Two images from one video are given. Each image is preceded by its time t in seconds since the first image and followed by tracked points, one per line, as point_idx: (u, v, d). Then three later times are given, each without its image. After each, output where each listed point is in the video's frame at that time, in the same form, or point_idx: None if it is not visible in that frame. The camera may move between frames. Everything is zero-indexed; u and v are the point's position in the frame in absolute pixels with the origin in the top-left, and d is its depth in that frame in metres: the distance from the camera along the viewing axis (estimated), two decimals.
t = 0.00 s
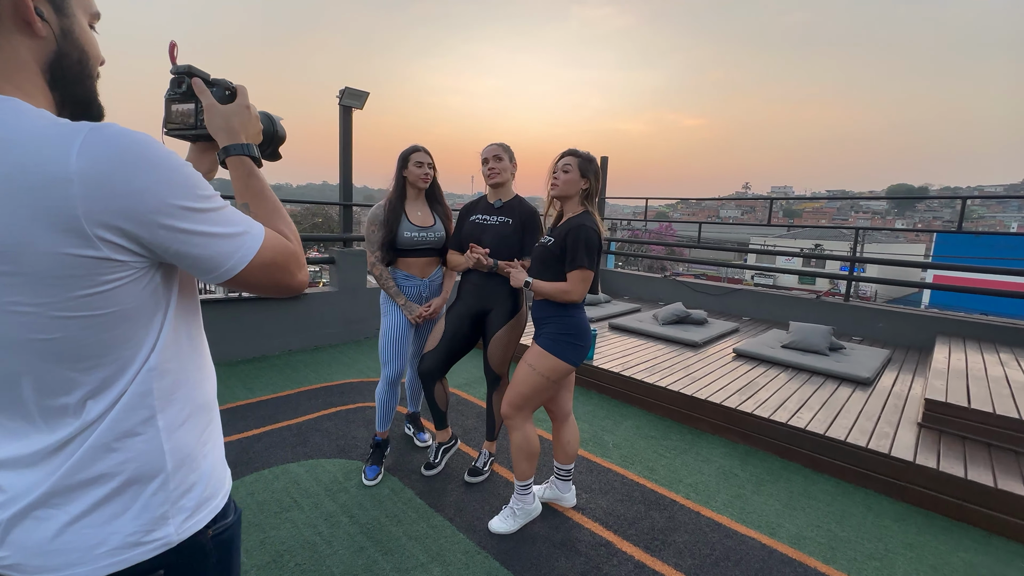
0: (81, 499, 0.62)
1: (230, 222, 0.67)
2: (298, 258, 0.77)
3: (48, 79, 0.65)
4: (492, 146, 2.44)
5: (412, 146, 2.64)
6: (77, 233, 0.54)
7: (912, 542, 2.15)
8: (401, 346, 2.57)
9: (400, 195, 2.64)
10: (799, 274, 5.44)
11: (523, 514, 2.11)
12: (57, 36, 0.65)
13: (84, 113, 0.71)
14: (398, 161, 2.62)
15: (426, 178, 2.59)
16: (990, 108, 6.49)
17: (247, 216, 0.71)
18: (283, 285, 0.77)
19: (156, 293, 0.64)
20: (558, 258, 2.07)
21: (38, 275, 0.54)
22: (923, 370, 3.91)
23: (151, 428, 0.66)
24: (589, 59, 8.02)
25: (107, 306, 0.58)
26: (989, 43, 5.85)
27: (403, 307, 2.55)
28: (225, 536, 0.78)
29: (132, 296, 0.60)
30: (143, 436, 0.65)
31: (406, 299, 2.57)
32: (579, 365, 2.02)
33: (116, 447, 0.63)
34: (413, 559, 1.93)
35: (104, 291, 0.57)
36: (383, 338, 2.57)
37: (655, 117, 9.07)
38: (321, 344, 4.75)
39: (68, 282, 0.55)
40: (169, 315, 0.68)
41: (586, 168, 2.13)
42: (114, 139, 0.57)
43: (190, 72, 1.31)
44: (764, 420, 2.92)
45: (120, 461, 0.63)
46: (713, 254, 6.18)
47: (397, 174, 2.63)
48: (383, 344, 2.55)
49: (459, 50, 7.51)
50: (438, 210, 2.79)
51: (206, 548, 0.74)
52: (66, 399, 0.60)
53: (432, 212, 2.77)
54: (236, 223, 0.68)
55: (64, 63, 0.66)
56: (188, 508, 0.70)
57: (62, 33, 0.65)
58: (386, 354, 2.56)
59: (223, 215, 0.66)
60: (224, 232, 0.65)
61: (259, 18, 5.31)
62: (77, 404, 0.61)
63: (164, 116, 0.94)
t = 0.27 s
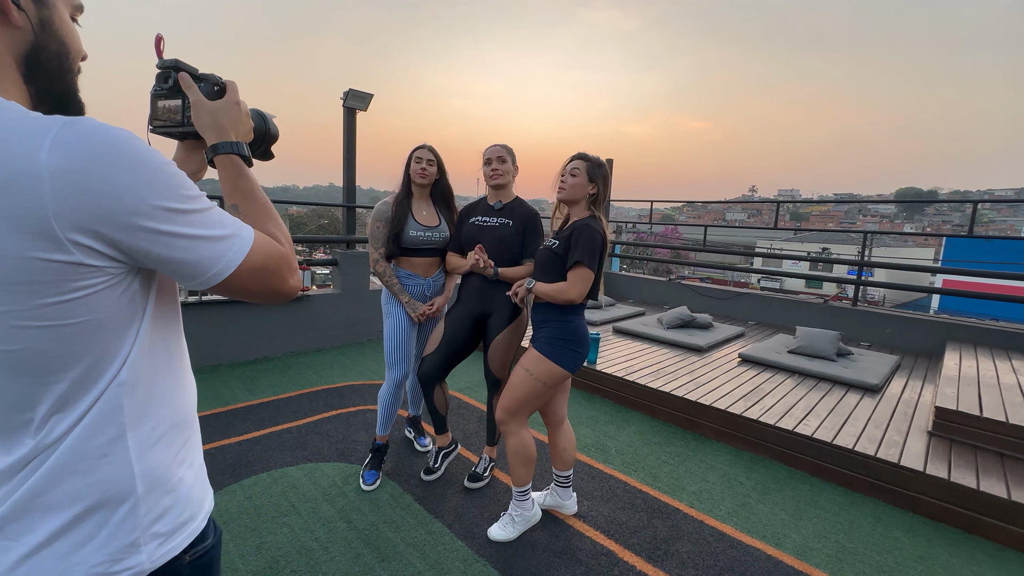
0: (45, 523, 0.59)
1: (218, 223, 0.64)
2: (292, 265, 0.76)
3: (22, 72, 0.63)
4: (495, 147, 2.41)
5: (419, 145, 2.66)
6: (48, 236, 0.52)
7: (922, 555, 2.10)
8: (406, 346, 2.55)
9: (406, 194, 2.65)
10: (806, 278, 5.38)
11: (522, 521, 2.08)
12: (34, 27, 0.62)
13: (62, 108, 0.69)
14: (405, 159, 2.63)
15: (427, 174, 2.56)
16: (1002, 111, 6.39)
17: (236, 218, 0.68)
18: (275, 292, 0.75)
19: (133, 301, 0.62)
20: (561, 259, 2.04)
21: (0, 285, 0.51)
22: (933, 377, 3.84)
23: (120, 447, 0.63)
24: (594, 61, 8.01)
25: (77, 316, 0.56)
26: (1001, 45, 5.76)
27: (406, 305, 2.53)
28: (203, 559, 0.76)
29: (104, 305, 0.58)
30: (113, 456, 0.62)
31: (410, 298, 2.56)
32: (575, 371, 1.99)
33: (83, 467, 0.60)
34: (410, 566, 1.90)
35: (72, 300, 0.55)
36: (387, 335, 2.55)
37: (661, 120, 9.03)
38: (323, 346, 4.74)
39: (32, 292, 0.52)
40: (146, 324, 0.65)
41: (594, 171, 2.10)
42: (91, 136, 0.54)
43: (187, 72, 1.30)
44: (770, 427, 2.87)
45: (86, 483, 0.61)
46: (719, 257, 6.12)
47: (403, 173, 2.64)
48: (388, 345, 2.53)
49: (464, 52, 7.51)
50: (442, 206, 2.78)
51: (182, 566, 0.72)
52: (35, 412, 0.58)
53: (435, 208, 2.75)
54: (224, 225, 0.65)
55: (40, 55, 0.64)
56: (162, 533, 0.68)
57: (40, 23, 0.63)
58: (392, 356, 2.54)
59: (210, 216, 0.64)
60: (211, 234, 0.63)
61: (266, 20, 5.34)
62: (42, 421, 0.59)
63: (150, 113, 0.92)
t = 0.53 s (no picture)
0: (7, 542, 0.56)
1: (203, 225, 0.63)
2: (283, 268, 0.74)
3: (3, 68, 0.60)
4: (497, 147, 2.39)
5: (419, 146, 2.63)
6: (15, 237, 0.50)
7: (933, 566, 2.05)
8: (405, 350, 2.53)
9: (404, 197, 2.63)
10: (815, 282, 5.31)
11: (523, 526, 2.05)
12: (19, 22, 0.60)
13: (45, 105, 0.65)
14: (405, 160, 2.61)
15: (425, 176, 2.53)
16: (1015, 114, 6.30)
17: (223, 221, 0.67)
18: (262, 296, 0.73)
19: (107, 306, 0.60)
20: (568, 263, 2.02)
21: None
22: (945, 383, 3.77)
23: (91, 462, 0.61)
24: (601, 63, 7.97)
25: (47, 322, 0.54)
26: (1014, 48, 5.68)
27: (401, 308, 2.52)
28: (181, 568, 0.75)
29: (74, 312, 0.56)
30: (83, 471, 0.60)
31: (405, 300, 2.55)
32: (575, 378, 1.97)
33: (51, 482, 0.58)
34: (409, 571, 1.87)
35: (42, 305, 0.53)
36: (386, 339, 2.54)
37: (667, 121, 8.97)
38: (326, 347, 4.74)
39: None
40: (121, 331, 0.63)
41: (601, 177, 2.07)
42: (64, 134, 0.53)
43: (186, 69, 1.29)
44: (777, 433, 2.82)
45: (54, 499, 0.58)
46: (726, 260, 6.06)
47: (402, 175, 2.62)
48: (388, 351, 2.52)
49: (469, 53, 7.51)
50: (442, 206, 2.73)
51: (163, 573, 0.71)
52: None
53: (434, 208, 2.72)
54: (209, 227, 0.64)
55: (23, 50, 0.61)
56: (136, 554, 0.65)
57: (25, 19, 0.60)
58: (392, 361, 2.53)
59: (194, 218, 0.62)
60: (194, 236, 0.61)
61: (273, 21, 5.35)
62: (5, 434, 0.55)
63: (139, 111, 0.90)
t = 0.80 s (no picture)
0: None
1: (190, 228, 0.61)
2: (276, 272, 0.73)
3: None
4: (499, 149, 2.36)
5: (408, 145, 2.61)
6: None
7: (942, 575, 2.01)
8: (396, 354, 2.51)
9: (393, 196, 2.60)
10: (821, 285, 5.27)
11: (525, 530, 2.03)
12: (18, 31, 0.59)
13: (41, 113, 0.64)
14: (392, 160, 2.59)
15: (416, 175, 2.51)
16: None
17: (213, 222, 0.65)
18: (254, 301, 0.72)
19: (96, 309, 0.59)
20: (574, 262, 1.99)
21: None
22: (954, 388, 3.71)
23: (83, 465, 0.60)
24: (607, 65, 7.97)
25: (32, 325, 0.53)
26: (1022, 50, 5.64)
27: (392, 310, 2.47)
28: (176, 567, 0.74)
29: (60, 314, 0.55)
30: (74, 472, 0.59)
31: (396, 303, 2.50)
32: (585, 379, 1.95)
33: (42, 483, 0.57)
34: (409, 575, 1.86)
35: (27, 308, 0.52)
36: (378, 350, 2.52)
37: (673, 123, 8.94)
38: (330, 347, 4.74)
39: None
40: (112, 333, 0.62)
41: (603, 173, 2.05)
42: (50, 138, 0.52)
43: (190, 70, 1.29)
44: (782, 438, 2.79)
45: (44, 500, 0.57)
46: (731, 262, 6.02)
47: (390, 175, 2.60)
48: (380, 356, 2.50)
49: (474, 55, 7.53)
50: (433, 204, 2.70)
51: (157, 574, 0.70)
52: None
53: (427, 206, 2.68)
54: (198, 231, 0.62)
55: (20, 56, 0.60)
56: (128, 556, 0.64)
57: (24, 26, 0.59)
58: (385, 365, 2.51)
59: (183, 221, 0.61)
60: (180, 241, 0.60)
61: (280, 23, 5.38)
62: None
63: (140, 115, 0.89)
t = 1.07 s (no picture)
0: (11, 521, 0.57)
1: (192, 228, 0.62)
2: (276, 268, 0.74)
3: (15, 79, 0.60)
4: (501, 151, 2.34)
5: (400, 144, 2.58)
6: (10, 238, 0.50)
7: None
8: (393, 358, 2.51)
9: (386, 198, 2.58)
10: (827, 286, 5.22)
11: (529, 531, 2.03)
12: (31, 37, 0.60)
13: (55, 117, 0.66)
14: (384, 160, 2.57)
15: (408, 174, 2.50)
16: None
17: (216, 223, 0.66)
18: (258, 295, 0.73)
19: (106, 303, 0.59)
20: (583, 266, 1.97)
21: None
22: (962, 391, 3.67)
23: (97, 445, 0.61)
24: (611, 66, 7.95)
25: (45, 315, 0.54)
26: None
27: (389, 318, 2.46)
28: (181, 553, 0.74)
29: (71, 307, 0.55)
30: (88, 451, 0.61)
31: (393, 311, 2.48)
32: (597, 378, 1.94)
33: (59, 462, 0.59)
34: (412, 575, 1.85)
35: (40, 299, 0.53)
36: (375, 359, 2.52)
37: (678, 123, 8.90)
38: (334, 346, 4.75)
39: None
40: (123, 327, 0.62)
41: (591, 170, 2.02)
42: (59, 137, 0.53)
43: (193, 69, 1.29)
44: (788, 440, 2.76)
45: (60, 478, 0.59)
46: (737, 263, 5.98)
47: (382, 176, 2.57)
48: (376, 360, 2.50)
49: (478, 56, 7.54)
50: (429, 207, 2.68)
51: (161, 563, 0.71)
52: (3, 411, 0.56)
53: (423, 208, 2.67)
54: (200, 230, 0.63)
55: (35, 63, 0.61)
56: (136, 530, 0.65)
57: (37, 34, 0.60)
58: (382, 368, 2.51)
59: (184, 221, 0.61)
60: (182, 240, 0.60)
61: (285, 24, 5.40)
62: (15, 418, 0.56)
63: (149, 114, 0.89)
